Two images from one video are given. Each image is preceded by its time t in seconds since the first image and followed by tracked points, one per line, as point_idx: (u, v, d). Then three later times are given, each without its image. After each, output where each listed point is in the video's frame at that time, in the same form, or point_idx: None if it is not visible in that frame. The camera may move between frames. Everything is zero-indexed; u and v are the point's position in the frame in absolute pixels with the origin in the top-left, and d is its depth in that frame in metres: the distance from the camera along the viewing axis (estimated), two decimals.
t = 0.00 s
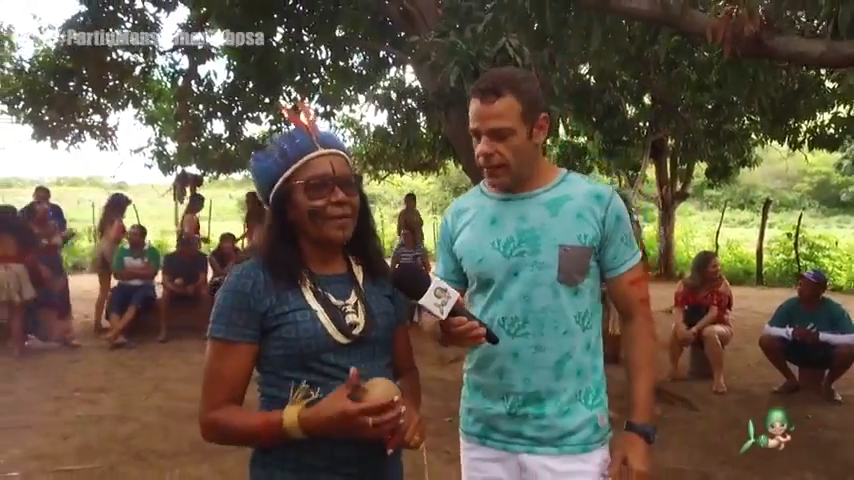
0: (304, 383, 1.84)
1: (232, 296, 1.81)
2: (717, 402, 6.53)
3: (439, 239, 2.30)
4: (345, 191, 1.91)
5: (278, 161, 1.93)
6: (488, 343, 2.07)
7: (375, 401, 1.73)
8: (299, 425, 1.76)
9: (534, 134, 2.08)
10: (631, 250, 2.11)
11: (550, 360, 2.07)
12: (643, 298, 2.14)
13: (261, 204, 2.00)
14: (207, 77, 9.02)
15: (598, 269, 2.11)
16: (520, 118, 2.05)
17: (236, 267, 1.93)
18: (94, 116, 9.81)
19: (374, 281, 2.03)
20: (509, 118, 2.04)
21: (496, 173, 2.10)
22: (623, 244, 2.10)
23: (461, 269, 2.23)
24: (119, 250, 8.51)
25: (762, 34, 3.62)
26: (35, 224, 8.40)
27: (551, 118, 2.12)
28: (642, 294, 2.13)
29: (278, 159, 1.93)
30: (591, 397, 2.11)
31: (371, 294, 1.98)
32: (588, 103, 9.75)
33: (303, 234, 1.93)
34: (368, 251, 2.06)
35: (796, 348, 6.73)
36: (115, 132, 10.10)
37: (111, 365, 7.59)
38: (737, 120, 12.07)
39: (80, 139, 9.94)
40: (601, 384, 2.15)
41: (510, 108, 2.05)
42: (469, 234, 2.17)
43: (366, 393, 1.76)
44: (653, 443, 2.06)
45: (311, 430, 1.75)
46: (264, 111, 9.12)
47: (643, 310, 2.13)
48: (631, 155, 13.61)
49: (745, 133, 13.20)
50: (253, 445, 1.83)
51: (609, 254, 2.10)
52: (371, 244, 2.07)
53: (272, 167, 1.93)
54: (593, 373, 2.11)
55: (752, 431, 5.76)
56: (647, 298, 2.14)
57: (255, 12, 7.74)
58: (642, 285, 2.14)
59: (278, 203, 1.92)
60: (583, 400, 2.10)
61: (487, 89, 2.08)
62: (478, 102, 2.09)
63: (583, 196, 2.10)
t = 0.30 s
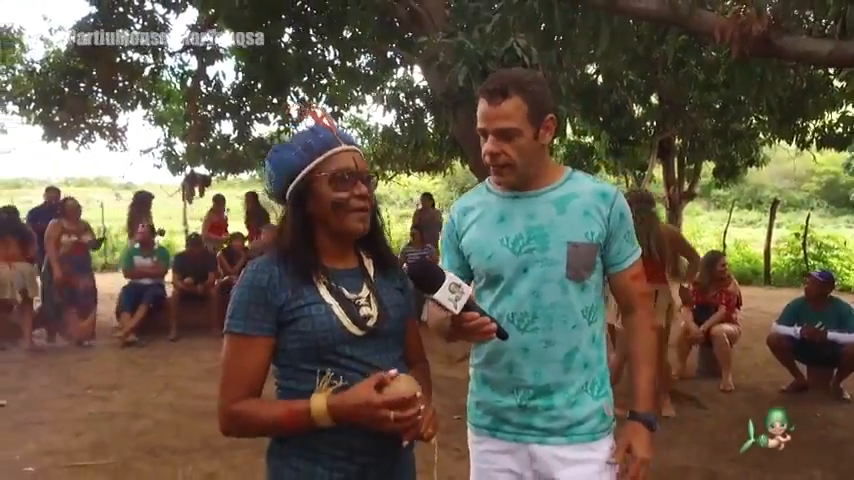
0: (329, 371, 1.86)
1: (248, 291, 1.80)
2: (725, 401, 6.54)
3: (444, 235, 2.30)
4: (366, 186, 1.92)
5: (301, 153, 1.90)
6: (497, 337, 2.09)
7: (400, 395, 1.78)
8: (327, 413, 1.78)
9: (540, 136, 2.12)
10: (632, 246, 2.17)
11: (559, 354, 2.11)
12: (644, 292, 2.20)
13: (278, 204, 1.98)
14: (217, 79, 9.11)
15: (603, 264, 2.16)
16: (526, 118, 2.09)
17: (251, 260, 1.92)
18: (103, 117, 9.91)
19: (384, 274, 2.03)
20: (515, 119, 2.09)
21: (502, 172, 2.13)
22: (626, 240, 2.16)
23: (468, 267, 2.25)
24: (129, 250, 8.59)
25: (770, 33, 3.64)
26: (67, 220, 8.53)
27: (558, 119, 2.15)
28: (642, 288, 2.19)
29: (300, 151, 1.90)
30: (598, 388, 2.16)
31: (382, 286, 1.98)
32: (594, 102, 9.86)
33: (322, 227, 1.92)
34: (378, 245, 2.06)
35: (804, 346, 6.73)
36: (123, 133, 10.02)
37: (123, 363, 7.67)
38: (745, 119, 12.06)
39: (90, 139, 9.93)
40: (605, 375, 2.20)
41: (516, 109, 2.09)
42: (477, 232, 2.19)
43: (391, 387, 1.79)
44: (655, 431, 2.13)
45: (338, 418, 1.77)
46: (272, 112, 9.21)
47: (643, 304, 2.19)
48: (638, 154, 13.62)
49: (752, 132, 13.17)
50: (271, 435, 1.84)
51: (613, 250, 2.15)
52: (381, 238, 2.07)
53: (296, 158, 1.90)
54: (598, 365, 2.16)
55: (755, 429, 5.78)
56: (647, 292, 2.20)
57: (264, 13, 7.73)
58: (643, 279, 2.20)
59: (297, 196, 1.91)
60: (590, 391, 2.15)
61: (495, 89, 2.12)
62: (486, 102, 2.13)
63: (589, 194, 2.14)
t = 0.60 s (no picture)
0: (351, 364, 1.74)
1: (259, 288, 1.68)
2: (735, 400, 6.50)
3: (454, 231, 2.30)
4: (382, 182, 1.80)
5: (320, 146, 1.76)
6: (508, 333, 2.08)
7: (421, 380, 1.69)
8: (352, 405, 1.68)
9: (551, 131, 2.13)
10: (642, 243, 2.19)
11: (572, 349, 2.11)
12: (654, 288, 2.21)
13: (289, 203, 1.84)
14: (225, 80, 9.18)
15: (614, 260, 2.17)
16: (537, 114, 2.10)
17: (261, 255, 1.79)
18: (111, 118, 9.97)
19: (392, 268, 1.91)
20: (525, 115, 2.09)
21: (513, 168, 2.14)
22: (637, 237, 2.18)
23: (479, 263, 2.24)
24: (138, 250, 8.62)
25: (780, 30, 3.63)
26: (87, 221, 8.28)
27: (568, 114, 2.17)
28: (652, 285, 2.21)
29: (319, 144, 1.76)
30: (609, 384, 2.16)
31: (391, 281, 1.87)
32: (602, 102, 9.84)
33: (335, 222, 1.80)
34: (387, 240, 1.94)
35: (814, 346, 6.70)
36: (133, 131, 10.35)
37: (132, 360, 7.72)
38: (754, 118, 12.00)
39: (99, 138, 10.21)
40: (616, 371, 2.20)
41: (527, 105, 2.10)
42: (489, 228, 2.18)
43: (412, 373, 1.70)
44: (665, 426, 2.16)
45: (363, 409, 1.68)
46: (280, 112, 9.26)
47: (654, 300, 2.21)
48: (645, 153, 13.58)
49: (761, 132, 13.10)
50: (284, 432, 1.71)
51: (625, 246, 2.17)
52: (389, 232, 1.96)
53: (313, 150, 1.76)
54: (610, 360, 2.17)
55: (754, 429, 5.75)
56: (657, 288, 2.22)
57: (271, 13, 7.89)
58: (653, 276, 2.22)
59: (313, 189, 1.77)
60: (601, 386, 2.15)
61: (506, 85, 2.13)
62: (496, 98, 2.14)
63: (601, 191, 2.14)
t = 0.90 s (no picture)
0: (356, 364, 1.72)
1: (263, 291, 1.66)
2: (745, 402, 6.45)
3: (468, 232, 2.24)
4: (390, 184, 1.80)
5: (328, 148, 1.74)
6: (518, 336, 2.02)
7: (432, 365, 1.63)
8: (350, 383, 1.62)
9: (564, 130, 2.08)
10: (659, 244, 2.12)
11: (586, 351, 2.03)
12: (670, 290, 2.14)
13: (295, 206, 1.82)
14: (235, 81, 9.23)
15: (629, 262, 2.11)
16: (550, 113, 2.04)
17: (268, 256, 1.78)
18: (122, 119, 10.04)
19: (395, 268, 1.90)
20: (539, 115, 2.03)
21: (526, 167, 2.08)
22: (653, 239, 2.11)
23: (493, 263, 2.18)
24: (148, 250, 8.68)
25: (791, 30, 3.60)
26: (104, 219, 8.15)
27: (581, 114, 2.11)
28: (669, 286, 2.14)
29: (327, 146, 1.74)
30: (624, 388, 2.08)
31: (394, 280, 1.87)
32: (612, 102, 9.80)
33: (342, 226, 1.78)
34: (391, 244, 1.93)
35: (825, 348, 6.65)
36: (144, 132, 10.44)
37: (142, 359, 7.77)
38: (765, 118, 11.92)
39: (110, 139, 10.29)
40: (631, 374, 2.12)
41: (540, 104, 2.04)
42: (502, 228, 2.12)
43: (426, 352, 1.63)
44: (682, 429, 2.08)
45: (364, 386, 1.62)
46: (290, 113, 9.29)
47: (671, 302, 2.14)
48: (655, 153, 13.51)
49: (772, 131, 13.01)
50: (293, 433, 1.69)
51: (640, 248, 2.10)
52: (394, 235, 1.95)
53: (322, 152, 1.74)
54: (625, 363, 2.08)
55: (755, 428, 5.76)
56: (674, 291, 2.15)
57: (282, 14, 7.94)
58: (669, 278, 2.15)
59: (320, 192, 1.75)
60: (615, 389, 2.06)
61: (519, 85, 2.08)
62: (508, 98, 2.08)
63: (616, 191, 2.08)
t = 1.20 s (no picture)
0: (348, 369, 1.71)
1: (262, 299, 1.66)
2: (754, 405, 6.39)
3: (475, 236, 2.18)
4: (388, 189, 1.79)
5: (330, 153, 1.73)
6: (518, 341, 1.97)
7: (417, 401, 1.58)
8: (339, 411, 1.62)
9: (569, 134, 1.99)
10: (668, 250, 2.03)
11: (590, 357, 1.96)
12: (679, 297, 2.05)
13: (293, 212, 1.81)
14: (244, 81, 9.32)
15: (636, 268, 2.02)
16: (552, 117, 1.96)
17: (268, 262, 1.77)
18: (132, 120, 10.10)
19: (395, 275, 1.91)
20: (541, 120, 1.96)
21: (530, 173, 2.00)
22: (661, 244, 2.01)
23: (498, 267, 2.11)
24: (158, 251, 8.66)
25: (799, 30, 3.57)
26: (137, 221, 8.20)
27: (587, 116, 2.02)
28: (677, 293, 2.05)
29: (329, 152, 1.74)
30: (629, 396, 1.99)
31: (395, 287, 1.84)
32: (621, 102, 9.76)
33: (342, 233, 1.77)
34: (390, 248, 1.92)
35: (835, 350, 6.58)
36: (154, 134, 10.41)
37: (151, 359, 7.83)
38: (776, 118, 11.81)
39: (121, 140, 10.25)
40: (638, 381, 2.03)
41: (542, 109, 1.97)
42: (507, 232, 2.05)
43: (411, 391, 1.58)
44: (689, 436, 1.99)
45: (350, 415, 1.63)
46: (298, 113, 9.32)
47: (680, 309, 2.05)
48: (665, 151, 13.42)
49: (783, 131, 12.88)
50: (292, 444, 1.70)
51: (648, 253, 2.01)
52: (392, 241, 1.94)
53: (323, 158, 1.73)
54: (631, 370, 1.99)
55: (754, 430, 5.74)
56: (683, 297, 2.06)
57: (289, 16, 7.98)
58: (678, 284, 2.05)
59: (318, 196, 1.75)
60: (621, 396, 1.98)
61: (521, 90, 2.01)
62: (511, 104, 2.02)
63: (623, 195, 1.99)
